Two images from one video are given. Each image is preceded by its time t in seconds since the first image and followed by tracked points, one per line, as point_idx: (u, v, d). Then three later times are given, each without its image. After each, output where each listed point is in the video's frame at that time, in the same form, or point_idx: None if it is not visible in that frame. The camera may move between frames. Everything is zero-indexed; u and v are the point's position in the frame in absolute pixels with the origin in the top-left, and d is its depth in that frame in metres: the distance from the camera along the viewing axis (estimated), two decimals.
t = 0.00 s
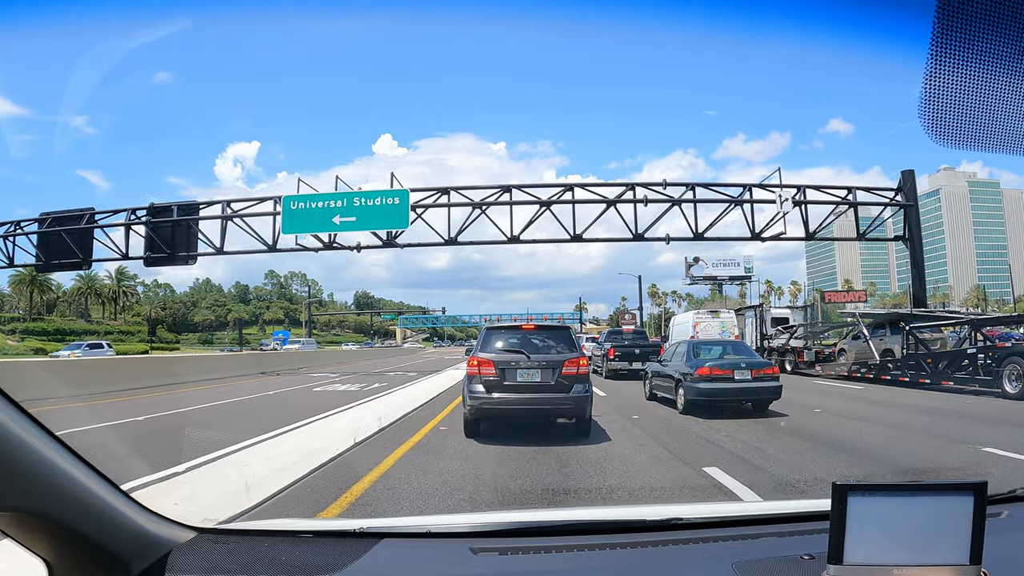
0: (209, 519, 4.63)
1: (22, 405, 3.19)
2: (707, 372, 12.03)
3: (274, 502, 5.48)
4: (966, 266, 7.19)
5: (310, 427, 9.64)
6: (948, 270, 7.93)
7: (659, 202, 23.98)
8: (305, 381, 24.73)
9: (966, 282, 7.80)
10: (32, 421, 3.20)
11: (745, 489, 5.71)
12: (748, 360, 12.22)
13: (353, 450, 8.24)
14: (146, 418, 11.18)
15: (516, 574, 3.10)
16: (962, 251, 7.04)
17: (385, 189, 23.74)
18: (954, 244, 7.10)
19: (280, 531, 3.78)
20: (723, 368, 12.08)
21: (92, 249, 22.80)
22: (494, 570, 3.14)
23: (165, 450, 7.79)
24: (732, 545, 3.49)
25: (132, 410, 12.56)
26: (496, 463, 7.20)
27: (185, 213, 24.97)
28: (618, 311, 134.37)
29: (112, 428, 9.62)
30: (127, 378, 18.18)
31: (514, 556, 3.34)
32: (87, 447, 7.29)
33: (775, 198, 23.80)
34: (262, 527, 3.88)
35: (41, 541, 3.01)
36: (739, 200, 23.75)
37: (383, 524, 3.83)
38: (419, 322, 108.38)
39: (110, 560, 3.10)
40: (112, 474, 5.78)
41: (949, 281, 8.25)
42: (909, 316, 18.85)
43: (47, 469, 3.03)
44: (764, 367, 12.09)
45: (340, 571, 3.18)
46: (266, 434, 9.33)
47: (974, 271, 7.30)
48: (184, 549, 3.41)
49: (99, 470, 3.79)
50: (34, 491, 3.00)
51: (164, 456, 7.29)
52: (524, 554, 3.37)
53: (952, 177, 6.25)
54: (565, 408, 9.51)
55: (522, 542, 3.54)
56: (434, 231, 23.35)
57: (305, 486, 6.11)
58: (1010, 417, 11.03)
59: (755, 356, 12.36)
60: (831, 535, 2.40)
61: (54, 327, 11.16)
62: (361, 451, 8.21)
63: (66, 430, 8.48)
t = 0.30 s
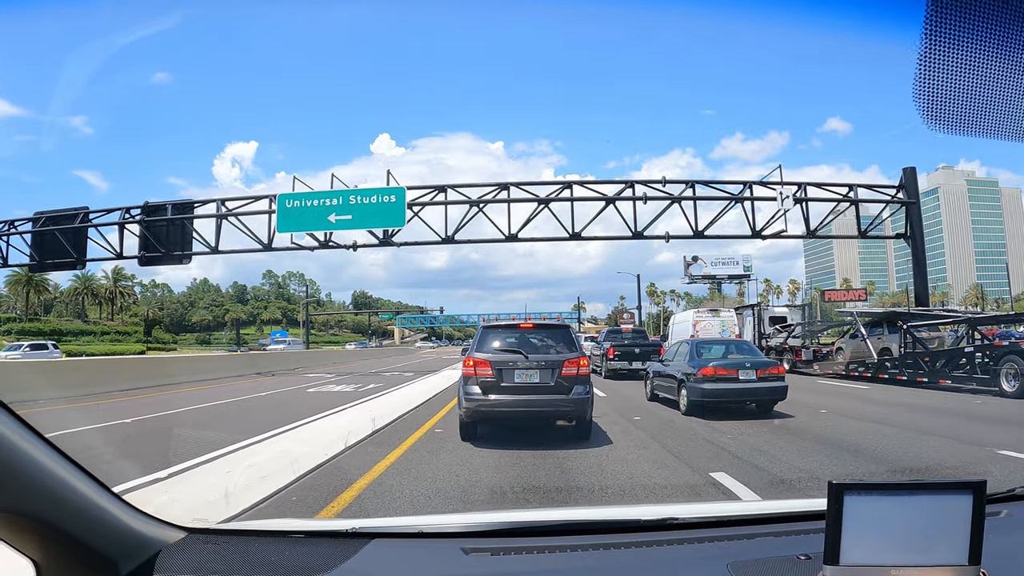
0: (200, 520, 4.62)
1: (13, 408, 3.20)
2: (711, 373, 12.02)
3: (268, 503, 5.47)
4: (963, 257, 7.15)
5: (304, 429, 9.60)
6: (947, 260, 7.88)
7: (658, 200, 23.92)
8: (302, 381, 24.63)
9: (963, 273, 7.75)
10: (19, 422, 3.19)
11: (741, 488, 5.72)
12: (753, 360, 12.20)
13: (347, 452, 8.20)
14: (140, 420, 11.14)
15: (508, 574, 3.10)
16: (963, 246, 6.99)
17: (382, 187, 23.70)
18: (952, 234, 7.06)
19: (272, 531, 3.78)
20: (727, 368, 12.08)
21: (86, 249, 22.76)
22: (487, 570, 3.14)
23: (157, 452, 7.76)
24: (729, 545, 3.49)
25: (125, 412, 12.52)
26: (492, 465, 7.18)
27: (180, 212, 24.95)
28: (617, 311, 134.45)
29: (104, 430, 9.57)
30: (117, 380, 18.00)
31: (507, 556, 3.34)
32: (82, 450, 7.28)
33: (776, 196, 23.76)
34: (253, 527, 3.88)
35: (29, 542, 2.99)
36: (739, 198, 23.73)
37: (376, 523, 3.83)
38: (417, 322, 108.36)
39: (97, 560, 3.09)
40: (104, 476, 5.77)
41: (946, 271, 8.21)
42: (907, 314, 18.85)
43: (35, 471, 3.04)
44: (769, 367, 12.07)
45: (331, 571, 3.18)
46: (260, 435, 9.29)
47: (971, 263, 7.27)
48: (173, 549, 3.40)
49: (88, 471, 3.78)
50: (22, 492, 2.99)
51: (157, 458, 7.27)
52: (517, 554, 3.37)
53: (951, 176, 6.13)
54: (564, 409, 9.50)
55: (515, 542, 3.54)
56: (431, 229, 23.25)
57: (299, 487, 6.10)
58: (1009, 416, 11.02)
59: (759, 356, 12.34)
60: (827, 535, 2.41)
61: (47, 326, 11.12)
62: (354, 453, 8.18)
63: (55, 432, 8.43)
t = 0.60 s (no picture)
0: (192, 521, 4.63)
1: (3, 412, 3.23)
2: (714, 373, 12.01)
3: (260, 505, 5.47)
4: (961, 251, 7.18)
5: (298, 431, 9.60)
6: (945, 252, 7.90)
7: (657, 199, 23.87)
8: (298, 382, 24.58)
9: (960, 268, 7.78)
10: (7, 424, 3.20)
11: (739, 489, 5.76)
12: (757, 360, 12.19)
13: (340, 455, 8.19)
14: (134, 421, 11.11)
15: None
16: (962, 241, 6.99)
17: (378, 185, 23.66)
18: (949, 227, 7.09)
19: (263, 532, 3.78)
20: (730, 368, 12.09)
21: (80, 249, 22.72)
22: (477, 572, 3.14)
23: (150, 453, 7.74)
24: (722, 546, 3.49)
25: (120, 413, 12.49)
26: (487, 467, 7.18)
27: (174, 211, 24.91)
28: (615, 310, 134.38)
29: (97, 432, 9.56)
30: (112, 381, 17.96)
31: (498, 558, 3.34)
32: (74, 452, 7.27)
33: (777, 194, 23.73)
34: (244, 528, 3.88)
35: (19, 542, 3.00)
36: (739, 195, 23.72)
37: (367, 524, 3.83)
38: (416, 321, 108.28)
39: (85, 561, 3.08)
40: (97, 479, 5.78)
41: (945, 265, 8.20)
42: (902, 312, 18.86)
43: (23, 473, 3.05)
44: (772, 367, 12.06)
45: (320, 571, 3.19)
46: (254, 437, 9.29)
47: (969, 257, 7.28)
48: (163, 549, 3.40)
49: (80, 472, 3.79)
50: (11, 493, 3.00)
51: (150, 460, 7.26)
52: (509, 555, 3.38)
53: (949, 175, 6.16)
54: (563, 410, 9.49)
55: (506, 543, 3.55)
56: (429, 228, 23.21)
57: (293, 489, 6.10)
58: (1006, 416, 11.02)
59: (763, 355, 12.33)
60: (819, 537, 2.41)
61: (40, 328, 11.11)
62: (348, 456, 8.17)
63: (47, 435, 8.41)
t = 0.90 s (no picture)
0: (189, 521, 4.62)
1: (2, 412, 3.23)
2: (716, 372, 12.03)
3: (255, 507, 5.47)
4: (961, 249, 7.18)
5: (295, 432, 9.59)
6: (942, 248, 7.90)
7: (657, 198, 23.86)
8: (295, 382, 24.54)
9: (957, 265, 7.80)
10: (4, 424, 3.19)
11: (738, 488, 5.77)
12: (759, 359, 12.18)
13: (336, 456, 8.18)
14: (130, 422, 11.09)
15: None
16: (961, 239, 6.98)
17: (375, 184, 23.64)
18: (946, 224, 7.09)
19: (261, 531, 3.78)
20: (733, 368, 12.08)
21: (76, 248, 22.67)
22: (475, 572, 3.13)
23: (146, 454, 7.73)
24: (720, 546, 3.49)
25: (115, 414, 12.44)
26: (484, 469, 7.18)
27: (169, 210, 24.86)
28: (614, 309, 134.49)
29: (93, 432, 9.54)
30: (109, 381, 17.93)
31: (496, 557, 3.34)
32: (69, 453, 7.25)
33: (777, 193, 23.73)
34: (243, 528, 3.87)
35: (17, 543, 3.00)
36: (739, 195, 23.73)
37: (367, 524, 3.82)
38: (414, 321, 108.23)
39: (83, 561, 3.08)
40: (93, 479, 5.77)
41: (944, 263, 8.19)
42: (895, 312, 18.89)
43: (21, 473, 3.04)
44: (774, 367, 12.05)
45: (318, 571, 3.18)
46: (251, 438, 9.29)
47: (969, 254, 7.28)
48: (161, 548, 3.40)
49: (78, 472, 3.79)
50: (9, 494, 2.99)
51: (146, 460, 7.25)
52: (507, 555, 3.37)
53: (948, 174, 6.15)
54: (563, 411, 9.48)
55: (503, 543, 3.54)
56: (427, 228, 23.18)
57: (289, 491, 6.10)
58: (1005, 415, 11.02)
59: (765, 355, 12.32)
60: (817, 536, 2.41)
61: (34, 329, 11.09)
62: (345, 457, 8.18)
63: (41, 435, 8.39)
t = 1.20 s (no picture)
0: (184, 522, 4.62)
1: None
2: (716, 372, 12.04)
3: (251, 509, 5.46)
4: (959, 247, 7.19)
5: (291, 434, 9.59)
6: (939, 245, 7.90)
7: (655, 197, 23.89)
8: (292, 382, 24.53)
9: (956, 264, 7.80)
10: None
11: (736, 489, 5.78)
12: (759, 359, 12.19)
13: (331, 459, 8.17)
14: (128, 423, 11.08)
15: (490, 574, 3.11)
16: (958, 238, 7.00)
17: (373, 183, 23.62)
18: (945, 223, 7.11)
19: (258, 531, 3.77)
20: (733, 368, 12.09)
21: (71, 249, 22.61)
22: (471, 570, 3.14)
23: (143, 454, 7.72)
24: (718, 544, 3.50)
25: (112, 415, 12.41)
26: (481, 471, 7.18)
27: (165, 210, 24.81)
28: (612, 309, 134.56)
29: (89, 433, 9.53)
30: (106, 381, 17.92)
31: (492, 556, 3.34)
32: (66, 454, 7.23)
33: (775, 192, 23.77)
34: (240, 527, 3.87)
35: (13, 542, 2.97)
36: (738, 195, 23.76)
37: (364, 523, 3.81)
38: (412, 322, 108.21)
39: (80, 559, 3.07)
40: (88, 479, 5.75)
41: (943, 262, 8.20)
42: (887, 312, 18.91)
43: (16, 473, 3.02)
44: (774, 367, 12.05)
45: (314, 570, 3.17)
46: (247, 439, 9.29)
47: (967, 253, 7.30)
48: (158, 548, 3.40)
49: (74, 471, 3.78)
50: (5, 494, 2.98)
51: (143, 461, 7.24)
52: (504, 553, 3.37)
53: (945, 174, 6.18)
54: (562, 411, 9.48)
55: (500, 541, 3.54)
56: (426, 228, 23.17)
57: (285, 494, 6.09)
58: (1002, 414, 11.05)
59: (766, 355, 12.32)
60: (813, 533, 2.42)
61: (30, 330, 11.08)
62: (341, 459, 8.18)
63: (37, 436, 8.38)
